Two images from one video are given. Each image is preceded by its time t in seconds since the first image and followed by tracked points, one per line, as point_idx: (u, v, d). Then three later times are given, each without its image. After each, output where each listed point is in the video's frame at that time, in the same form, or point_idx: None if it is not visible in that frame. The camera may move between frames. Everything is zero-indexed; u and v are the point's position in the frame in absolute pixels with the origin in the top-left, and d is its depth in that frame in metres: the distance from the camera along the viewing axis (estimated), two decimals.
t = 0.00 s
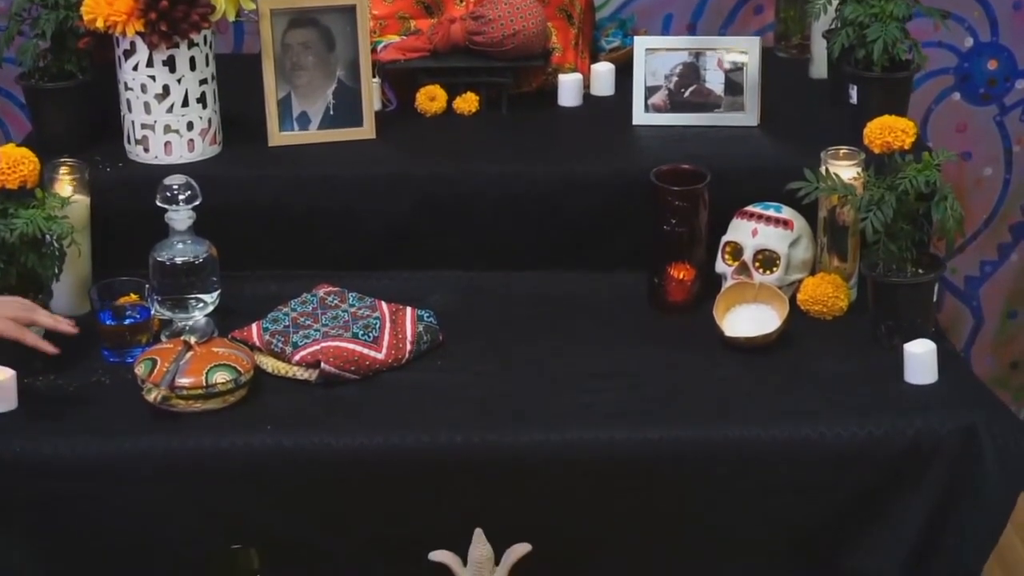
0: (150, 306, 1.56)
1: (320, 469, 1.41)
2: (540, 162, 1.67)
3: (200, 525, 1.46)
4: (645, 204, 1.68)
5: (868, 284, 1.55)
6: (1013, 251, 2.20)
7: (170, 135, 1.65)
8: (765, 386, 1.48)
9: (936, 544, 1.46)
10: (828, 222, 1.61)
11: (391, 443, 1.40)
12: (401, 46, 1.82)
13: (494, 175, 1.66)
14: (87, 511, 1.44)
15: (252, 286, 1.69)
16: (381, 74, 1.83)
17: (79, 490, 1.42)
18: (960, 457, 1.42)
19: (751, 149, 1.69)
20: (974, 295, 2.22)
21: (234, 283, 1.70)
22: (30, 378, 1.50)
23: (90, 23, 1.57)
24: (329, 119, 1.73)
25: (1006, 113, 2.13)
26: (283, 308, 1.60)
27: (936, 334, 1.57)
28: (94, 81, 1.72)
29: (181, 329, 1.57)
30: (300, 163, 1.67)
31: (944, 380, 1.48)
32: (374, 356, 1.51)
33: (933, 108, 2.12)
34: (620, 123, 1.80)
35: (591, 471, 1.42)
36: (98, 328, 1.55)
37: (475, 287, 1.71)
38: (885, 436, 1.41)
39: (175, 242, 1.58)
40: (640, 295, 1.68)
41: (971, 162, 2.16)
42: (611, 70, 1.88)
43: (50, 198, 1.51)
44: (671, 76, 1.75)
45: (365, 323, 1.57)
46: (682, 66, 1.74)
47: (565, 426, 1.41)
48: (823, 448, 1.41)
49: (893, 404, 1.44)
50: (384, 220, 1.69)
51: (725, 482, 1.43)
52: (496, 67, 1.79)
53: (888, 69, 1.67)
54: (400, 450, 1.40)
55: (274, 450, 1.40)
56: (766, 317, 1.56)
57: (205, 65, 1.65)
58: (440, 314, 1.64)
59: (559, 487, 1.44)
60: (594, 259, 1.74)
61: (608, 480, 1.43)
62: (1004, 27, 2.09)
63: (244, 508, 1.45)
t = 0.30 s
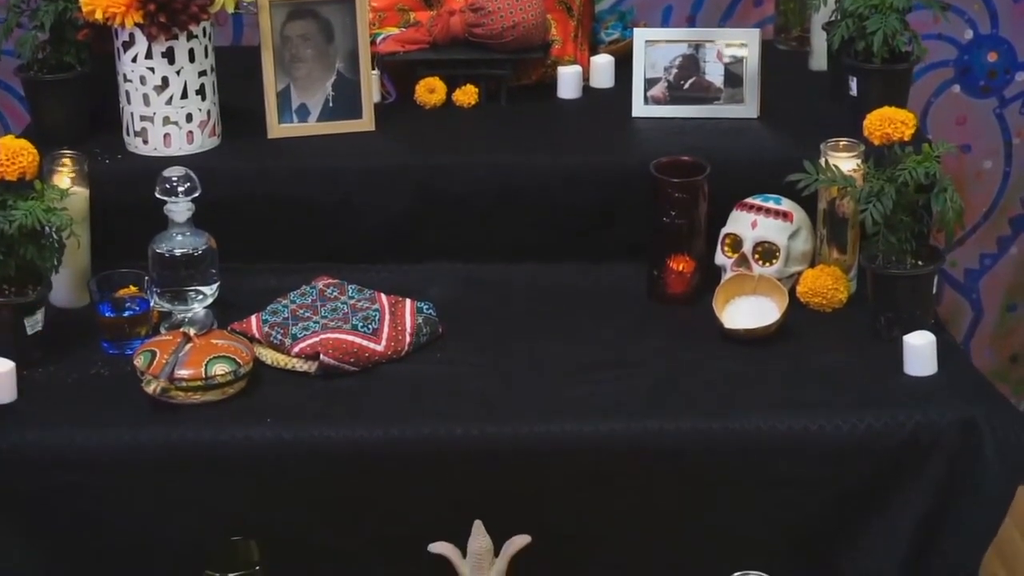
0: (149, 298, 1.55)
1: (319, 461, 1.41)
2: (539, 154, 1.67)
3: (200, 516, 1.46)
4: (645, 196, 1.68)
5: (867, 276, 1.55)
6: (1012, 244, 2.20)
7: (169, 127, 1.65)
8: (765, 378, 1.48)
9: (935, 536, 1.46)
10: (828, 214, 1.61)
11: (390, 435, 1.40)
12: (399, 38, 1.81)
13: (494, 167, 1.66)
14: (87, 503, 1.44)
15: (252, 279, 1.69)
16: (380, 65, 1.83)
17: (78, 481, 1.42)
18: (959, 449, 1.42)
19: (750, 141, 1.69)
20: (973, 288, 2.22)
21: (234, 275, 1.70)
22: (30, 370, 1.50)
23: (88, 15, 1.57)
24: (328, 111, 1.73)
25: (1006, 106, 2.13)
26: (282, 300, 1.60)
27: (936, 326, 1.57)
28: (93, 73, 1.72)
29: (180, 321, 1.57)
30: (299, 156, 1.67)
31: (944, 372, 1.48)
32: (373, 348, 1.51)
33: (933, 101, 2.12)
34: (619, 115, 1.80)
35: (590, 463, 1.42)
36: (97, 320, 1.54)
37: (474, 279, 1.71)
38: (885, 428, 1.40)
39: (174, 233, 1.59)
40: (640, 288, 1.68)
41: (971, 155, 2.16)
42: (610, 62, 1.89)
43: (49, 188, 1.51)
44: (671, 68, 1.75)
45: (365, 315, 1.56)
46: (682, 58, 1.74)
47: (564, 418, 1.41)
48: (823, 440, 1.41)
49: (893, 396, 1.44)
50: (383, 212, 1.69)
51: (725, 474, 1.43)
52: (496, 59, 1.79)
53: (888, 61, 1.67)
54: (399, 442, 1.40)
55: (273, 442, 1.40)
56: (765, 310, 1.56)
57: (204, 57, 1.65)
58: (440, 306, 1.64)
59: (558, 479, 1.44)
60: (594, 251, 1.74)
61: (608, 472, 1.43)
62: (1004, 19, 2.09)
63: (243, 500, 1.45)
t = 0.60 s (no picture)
0: (149, 294, 1.56)
1: (319, 456, 1.41)
2: (539, 150, 1.67)
3: (200, 511, 1.46)
4: (645, 192, 1.68)
5: (867, 272, 1.54)
6: (1012, 240, 2.20)
7: (169, 123, 1.65)
8: (764, 372, 1.48)
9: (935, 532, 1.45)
10: (828, 209, 1.60)
11: (390, 431, 1.40)
12: (399, 34, 1.82)
13: (493, 162, 1.66)
14: (87, 498, 1.44)
15: (252, 274, 1.69)
16: (380, 61, 1.83)
17: (78, 477, 1.42)
18: (959, 444, 1.42)
19: (750, 137, 1.69)
20: (973, 284, 2.22)
21: (233, 271, 1.70)
22: (30, 365, 1.50)
23: (88, 11, 1.56)
24: (328, 107, 1.73)
25: (1006, 102, 2.13)
26: (282, 296, 1.60)
27: (936, 322, 1.57)
28: (93, 69, 1.72)
29: (180, 317, 1.56)
30: (299, 151, 1.67)
31: (944, 367, 1.48)
32: (374, 344, 1.51)
33: (933, 97, 2.12)
34: (619, 111, 1.80)
35: (590, 458, 1.42)
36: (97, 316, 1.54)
37: (474, 275, 1.71)
38: (885, 423, 1.40)
39: (175, 230, 1.58)
40: (640, 283, 1.68)
41: (971, 151, 2.16)
42: (610, 58, 1.89)
43: (50, 184, 1.51)
44: (671, 64, 1.75)
45: (365, 310, 1.56)
46: (682, 54, 1.74)
47: (564, 413, 1.41)
48: (823, 436, 1.41)
49: (894, 391, 1.44)
50: (383, 208, 1.69)
51: (725, 469, 1.43)
52: (496, 56, 1.80)
53: (888, 57, 1.67)
54: (399, 437, 1.40)
55: (273, 438, 1.40)
56: (766, 305, 1.56)
57: (204, 53, 1.65)
58: (439, 302, 1.64)
59: (558, 475, 1.43)
60: (594, 247, 1.74)
61: (608, 468, 1.43)
62: (1005, 15, 2.09)
63: (243, 495, 1.45)
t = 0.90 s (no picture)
0: (149, 290, 1.56)
1: (319, 452, 1.41)
2: (538, 146, 1.67)
3: (199, 507, 1.45)
4: (644, 188, 1.68)
5: (867, 268, 1.54)
6: (1012, 237, 2.20)
7: (168, 119, 1.65)
8: (764, 368, 1.48)
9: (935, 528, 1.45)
10: (827, 206, 1.60)
11: (390, 427, 1.40)
12: (398, 31, 1.83)
13: (493, 159, 1.66)
14: (86, 495, 1.44)
15: (251, 271, 1.69)
16: (379, 58, 1.83)
17: (77, 473, 1.42)
18: (959, 441, 1.41)
19: (750, 133, 1.69)
20: (973, 281, 2.22)
21: (233, 267, 1.70)
22: (30, 362, 1.49)
23: (87, 7, 1.56)
24: (326, 104, 1.73)
25: (1006, 99, 2.13)
26: (281, 292, 1.59)
27: (936, 318, 1.56)
28: (92, 65, 1.72)
29: (179, 314, 1.57)
30: (298, 148, 1.67)
31: (943, 364, 1.48)
32: (373, 340, 1.51)
33: (933, 93, 2.12)
34: (618, 107, 1.80)
35: (590, 454, 1.42)
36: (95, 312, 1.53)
37: (473, 272, 1.70)
38: (884, 420, 1.40)
39: (174, 226, 1.58)
40: (639, 280, 1.68)
41: (971, 148, 2.16)
42: (610, 55, 1.88)
43: (48, 180, 1.50)
44: (670, 61, 1.75)
45: (364, 307, 1.56)
46: (682, 50, 1.74)
47: (563, 410, 1.41)
48: (823, 432, 1.40)
49: (894, 387, 1.44)
50: (382, 204, 1.69)
51: (724, 466, 1.43)
52: (496, 52, 1.80)
53: (888, 53, 1.67)
54: (398, 434, 1.40)
55: (272, 434, 1.40)
56: (765, 302, 1.56)
57: (203, 49, 1.64)
58: (439, 298, 1.64)
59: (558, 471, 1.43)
60: (594, 244, 1.74)
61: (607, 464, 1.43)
62: (1005, 12, 2.09)
63: (242, 492, 1.44)
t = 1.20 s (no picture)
0: (149, 286, 1.55)
1: (319, 448, 1.41)
2: (538, 142, 1.67)
3: (199, 503, 1.45)
4: (644, 184, 1.68)
5: (867, 264, 1.54)
6: (1012, 234, 2.20)
7: (168, 115, 1.65)
8: (764, 364, 1.48)
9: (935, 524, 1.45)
10: (827, 202, 1.60)
11: (389, 422, 1.40)
12: (398, 27, 1.81)
13: (493, 155, 1.66)
14: (85, 490, 1.44)
15: (251, 267, 1.69)
16: (379, 54, 1.83)
17: (77, 468, 1.42)
18: (959, 436, 1.41)
19: (749, 129, 1.69)
20: (973, 277, 2.22)
21: (233, 263, 1.70)
22: (30, 358, 1.49)
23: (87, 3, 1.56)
24: (326, 100, 1.73)
25: (1006, 95, 2.13)
26: (281, 288, 1.59)
27: (936, 314, 1.56)
28: (91, 61, 1.72)
29: (179, 309, 1.57)
30: (298, 144, 1.67)
31: (943, 359, 1.48)
32: (373, 336, 1.51)
33: (932, 90, 2.12)
34: (618, 103, 1.80)
35: (589, 450, 1.42)
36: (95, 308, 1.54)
37: (473, 268, 1.70)
38: (884, 415, 1.40)
39: (174, 222, 1.58)
40: (639, 276, 1.68)
41: (971, 144, 2.16)
42: (610, 51, 1.89)
43: (48, 176, 1.50)
44: (670, 57, 1.75)
45: (364, 302, 1.56)
46: (681, 46, 1.74)
47: (563, 405, 1.41)
48: (822, 427, 1.40)
49: (894, 383, 1.44)
50: (382, 200, 1.69)
51: (724, 461, 1.43)
52: (495, 48, 1.80)
53: (888, 50, 1.67)
54: (398, 429, 1.40)
55: (272, 430, 1.40)
56: (766, 298, 1.56)
57: (202, 45, 1.65)
58: (438, 294, 1.64)
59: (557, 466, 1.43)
60: (594, 240, 1.73)
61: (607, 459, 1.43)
62: (1005, 8, 2.09)
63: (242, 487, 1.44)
